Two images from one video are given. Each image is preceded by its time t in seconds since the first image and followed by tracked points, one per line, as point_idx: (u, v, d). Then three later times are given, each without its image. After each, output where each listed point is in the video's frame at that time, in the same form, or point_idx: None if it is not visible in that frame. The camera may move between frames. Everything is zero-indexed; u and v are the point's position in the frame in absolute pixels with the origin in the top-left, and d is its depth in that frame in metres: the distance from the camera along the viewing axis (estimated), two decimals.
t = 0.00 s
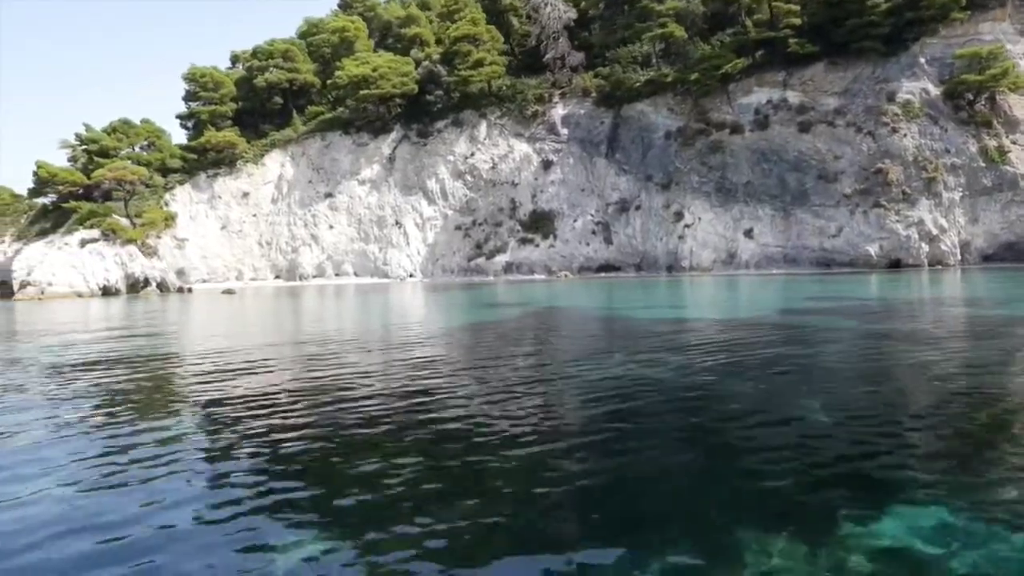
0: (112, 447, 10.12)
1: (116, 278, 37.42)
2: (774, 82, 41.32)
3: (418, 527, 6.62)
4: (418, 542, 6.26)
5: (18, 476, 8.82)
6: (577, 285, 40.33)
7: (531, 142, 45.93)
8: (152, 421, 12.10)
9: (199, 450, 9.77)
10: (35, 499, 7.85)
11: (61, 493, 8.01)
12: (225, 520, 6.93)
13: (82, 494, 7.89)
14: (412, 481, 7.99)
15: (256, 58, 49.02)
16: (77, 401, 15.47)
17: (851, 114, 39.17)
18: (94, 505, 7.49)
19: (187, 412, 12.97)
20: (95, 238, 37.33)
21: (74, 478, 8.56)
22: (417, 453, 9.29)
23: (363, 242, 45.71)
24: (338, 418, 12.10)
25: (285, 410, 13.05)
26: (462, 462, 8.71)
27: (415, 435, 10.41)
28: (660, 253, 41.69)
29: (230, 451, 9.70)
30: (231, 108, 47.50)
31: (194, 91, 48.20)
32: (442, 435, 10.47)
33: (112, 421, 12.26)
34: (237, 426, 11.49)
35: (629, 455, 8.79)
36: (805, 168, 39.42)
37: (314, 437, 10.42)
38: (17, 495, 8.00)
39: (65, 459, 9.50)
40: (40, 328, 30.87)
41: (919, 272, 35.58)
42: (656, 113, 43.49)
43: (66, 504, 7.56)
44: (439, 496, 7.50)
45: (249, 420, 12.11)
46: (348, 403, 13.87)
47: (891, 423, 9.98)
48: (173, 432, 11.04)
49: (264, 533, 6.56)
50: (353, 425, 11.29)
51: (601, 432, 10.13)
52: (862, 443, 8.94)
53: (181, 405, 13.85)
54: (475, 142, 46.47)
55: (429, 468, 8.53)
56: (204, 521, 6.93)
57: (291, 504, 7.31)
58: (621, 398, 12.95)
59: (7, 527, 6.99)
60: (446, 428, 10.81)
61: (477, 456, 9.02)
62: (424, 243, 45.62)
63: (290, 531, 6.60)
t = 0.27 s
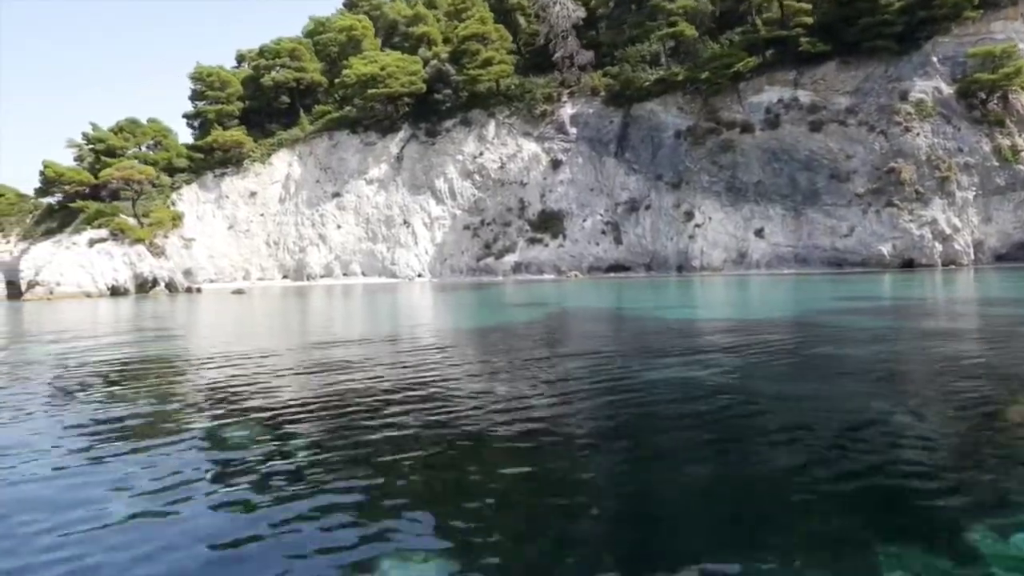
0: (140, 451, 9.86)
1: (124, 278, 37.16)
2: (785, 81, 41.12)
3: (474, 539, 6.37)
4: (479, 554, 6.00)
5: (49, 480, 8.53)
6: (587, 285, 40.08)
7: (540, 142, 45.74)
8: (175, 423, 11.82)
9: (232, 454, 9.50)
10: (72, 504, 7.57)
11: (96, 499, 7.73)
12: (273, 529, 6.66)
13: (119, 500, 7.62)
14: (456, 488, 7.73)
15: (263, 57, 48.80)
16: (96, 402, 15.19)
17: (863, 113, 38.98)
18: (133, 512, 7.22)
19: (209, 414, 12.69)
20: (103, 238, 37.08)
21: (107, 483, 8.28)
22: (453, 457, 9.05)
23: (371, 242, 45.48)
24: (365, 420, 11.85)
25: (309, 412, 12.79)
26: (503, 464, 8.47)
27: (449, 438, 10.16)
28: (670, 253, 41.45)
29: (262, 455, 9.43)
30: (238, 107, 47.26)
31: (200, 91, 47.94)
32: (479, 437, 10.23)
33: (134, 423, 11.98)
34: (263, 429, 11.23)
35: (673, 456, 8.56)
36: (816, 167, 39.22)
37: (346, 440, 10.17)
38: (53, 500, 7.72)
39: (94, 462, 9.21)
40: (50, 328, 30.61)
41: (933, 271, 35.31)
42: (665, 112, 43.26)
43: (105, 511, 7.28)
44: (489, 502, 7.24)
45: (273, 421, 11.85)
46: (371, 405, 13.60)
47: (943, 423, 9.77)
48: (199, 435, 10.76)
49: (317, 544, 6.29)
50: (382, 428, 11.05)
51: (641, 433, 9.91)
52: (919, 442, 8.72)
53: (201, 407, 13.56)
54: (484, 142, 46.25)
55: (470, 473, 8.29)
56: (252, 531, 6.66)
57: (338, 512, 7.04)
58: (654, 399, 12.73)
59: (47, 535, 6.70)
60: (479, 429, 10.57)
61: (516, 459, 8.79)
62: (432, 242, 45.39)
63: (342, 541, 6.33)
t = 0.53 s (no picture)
0: (170, 450, 9.64)
1: (131, 278, 36.98)
2: (795, 80, 40.91)
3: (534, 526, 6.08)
4: (541, 543, 5.75)
5: (82, 479, 8.31)
6: (595, 285, 39.89)
7: (547, 141, 45.56)
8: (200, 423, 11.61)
9: (265, 452, 9.30)
10: (111, 503, 7.34)
11: (134, 496, 7.50)
12: (317, 524, 6.44)
13: (158, 498, 7.40)
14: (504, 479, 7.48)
15: (269, 56, 48.56)
16: (115, 402, 14.99)
17: (873, 112, 38.82)
18: (176, 510, 6.99)
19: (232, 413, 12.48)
20: (110, 238, 36.90)
21: (143, 481, 8.06)
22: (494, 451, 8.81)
23: (378, 242, 45.28)
24: (393, 419, 11.66)
25: (334, 411, 12.58)
26: (547, 457, 8.24)
27: (484, 433, 9.95)
28: (680, 253, 41.26)
29: (297, 452, 9.23)
30: (244, 106, 47.03)
31: (206, 90, 47.72)
32: (515, 436, 10.03)
33: (158, 422, 11.77)
34: (292, 428, 11.03)
35: (722, 446, 8.33)
36: (826, 166, 39.05)
37: (378, 438, 9.96)
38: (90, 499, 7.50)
39: (126, 460, 8.99)
40: (60, 329, 30.44)
41: (944, 271, 35.07)
42: (674, 111, 43.05)
43: (146, 508, 7.05)
44: (542, 494, 6.99)
45: (299, 421, 11.64)
46: (396, 404, 13.40)
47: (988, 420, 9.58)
48: (229, 434, 10.56)
49: (372, 539, 6.05)
50: (414, 426, 10.85)
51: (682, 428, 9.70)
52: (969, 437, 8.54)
53: (222, 407, 13.35)
54: (491, 141, 46.05)
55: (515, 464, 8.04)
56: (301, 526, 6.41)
57: (386, 506, 6.83)
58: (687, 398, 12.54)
59: (90, 534, 6.47)
60: (512, 427, 10.36)
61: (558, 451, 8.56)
62: (439, 242, 45.20)
63: (395, 533, 6.13)
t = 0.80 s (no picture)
0: (208, 455, 9.34)
1: (140, 278, 36.72)
2: (805, 79, 40.71)
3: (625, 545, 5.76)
4: (616, 551, 5.63)
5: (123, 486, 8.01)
6: (606, 285, 39.64)
7: (556, 141, 45.36)
8: (229, 427, 11.33)
9: (308, 457, 9.03)
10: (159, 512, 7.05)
11: (182, 505, 7.21)
12: (381, 528, 6.31)
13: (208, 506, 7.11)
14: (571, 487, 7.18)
15: (275, 55, 48.33)
16: (137, 404, 14.70)
17: (885, 111, 38.63)
18: (230, 520, 6.70)
19: (261, 417, 12.19)
20: (119, 238, 36.62)
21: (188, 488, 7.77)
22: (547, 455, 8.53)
23: (386, 242, 45.02)
24: (428, 421, 11.39)
25: (364, 413, 12.31)
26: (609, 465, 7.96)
27: (528, 437, 9.68)
28: (690, 253, 41.04)
29: (340, 458, 8.95)
30: (250, 106, 46.77)
31: (212, 89, 47.46)
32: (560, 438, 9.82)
33: (187, 426, 11.48)
34: (327, 431, 10.75)
35: (787, 455, 8.07)
36: (838, 166, 38.87)
37: (421, 443, 9.69)
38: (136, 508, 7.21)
39: (162, 466, 8.74)
40: (70, 330, 30.15)
41: (958, 271, 34.86)
42: (683, 111, 42.85)
43: (198, 518, 6.76)
44: (610, 500, 6.78)
45: (331, 424, 11.37)
46: (427, 406, 13.13)
47: None
48: (264, 439, 10.29)
49: (447, 551, 5.78)
50: (452, 429, 10.58)
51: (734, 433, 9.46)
52: None
53: (248, 409, 13.06)
54: (499, 141, 45.82)
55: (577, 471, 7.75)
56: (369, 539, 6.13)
57: (454, 516, 6.54)
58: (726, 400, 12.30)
59: (145, 546, 6.18)
60: (556, 430, 10.10)
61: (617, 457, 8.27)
62: (447, 242, 44.97)
63: (463, 539, 6.00)
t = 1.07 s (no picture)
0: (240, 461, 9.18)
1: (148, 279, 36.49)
2: (816, 79, 40.56)
3: (722, 575, 5.44)
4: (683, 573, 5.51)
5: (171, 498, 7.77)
6: (615, 286, 39.38)
7: (564, 141, 45.16)
8: (261, 431, 11.10)
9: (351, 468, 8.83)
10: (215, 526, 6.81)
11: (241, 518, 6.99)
12: (436, 545, 6.18)
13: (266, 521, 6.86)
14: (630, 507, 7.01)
15: (282, 55, 48.13)
16: (160, 406, 14.47)
17: (897, 112, 38.46)
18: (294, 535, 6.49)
19: (291, 420, 11.96)
20: (127, 239, 36.40)
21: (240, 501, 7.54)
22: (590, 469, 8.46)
23: (394, 242, 44.79)
24: (464, 425, 11.15)
25: (395, 417, 12.09)
26: (659, 482, 7.78)
27: (565, 447, 9.53)
28: (700, 253, 40.84)
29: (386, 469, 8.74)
30: (257, 105, 46.54)
31: (219, 89, 47.24)
32: (599, 444, 9.67)
33: (217, 430, 11.25)
34: (363, 437, 10.53)
35: (855, 475, 7.81)
36: (849, 167, 38.71)
37: (464, 451, 9.47)
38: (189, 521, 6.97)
39: (194, 474, 8.59)
40: (79, 330, 29.95)
41: (971, 272, 34.64)
42: (693, 111, 42.67)
43: (258, 534, 6.52)
44: (666, 517, 6.66)
45: (365, 429, 11.15)
46: (457, 408, 12.93)
47: None
48: (301, 445, 10.04)
49: None
50: (493, 434, 10.36)
51: (786, 444, 9.24)
52: None
53: (274, 413, 12.91)
54: (507, 141, 45.62)
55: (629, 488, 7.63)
56: (445, 563, 5.86)
57: (516, 533, 6.37)
58: (765, 402, 12.10)
59: (195, 560, 6.04)
60: (600, 438, 9.89)
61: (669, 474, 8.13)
62: (456, 243, 44.75)
63: (524, 558, 5.87)
